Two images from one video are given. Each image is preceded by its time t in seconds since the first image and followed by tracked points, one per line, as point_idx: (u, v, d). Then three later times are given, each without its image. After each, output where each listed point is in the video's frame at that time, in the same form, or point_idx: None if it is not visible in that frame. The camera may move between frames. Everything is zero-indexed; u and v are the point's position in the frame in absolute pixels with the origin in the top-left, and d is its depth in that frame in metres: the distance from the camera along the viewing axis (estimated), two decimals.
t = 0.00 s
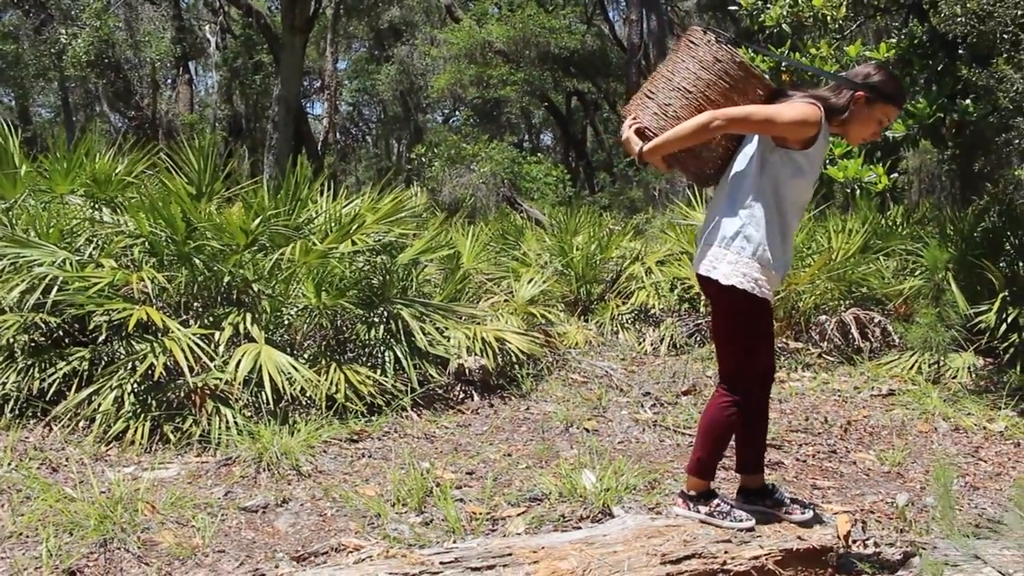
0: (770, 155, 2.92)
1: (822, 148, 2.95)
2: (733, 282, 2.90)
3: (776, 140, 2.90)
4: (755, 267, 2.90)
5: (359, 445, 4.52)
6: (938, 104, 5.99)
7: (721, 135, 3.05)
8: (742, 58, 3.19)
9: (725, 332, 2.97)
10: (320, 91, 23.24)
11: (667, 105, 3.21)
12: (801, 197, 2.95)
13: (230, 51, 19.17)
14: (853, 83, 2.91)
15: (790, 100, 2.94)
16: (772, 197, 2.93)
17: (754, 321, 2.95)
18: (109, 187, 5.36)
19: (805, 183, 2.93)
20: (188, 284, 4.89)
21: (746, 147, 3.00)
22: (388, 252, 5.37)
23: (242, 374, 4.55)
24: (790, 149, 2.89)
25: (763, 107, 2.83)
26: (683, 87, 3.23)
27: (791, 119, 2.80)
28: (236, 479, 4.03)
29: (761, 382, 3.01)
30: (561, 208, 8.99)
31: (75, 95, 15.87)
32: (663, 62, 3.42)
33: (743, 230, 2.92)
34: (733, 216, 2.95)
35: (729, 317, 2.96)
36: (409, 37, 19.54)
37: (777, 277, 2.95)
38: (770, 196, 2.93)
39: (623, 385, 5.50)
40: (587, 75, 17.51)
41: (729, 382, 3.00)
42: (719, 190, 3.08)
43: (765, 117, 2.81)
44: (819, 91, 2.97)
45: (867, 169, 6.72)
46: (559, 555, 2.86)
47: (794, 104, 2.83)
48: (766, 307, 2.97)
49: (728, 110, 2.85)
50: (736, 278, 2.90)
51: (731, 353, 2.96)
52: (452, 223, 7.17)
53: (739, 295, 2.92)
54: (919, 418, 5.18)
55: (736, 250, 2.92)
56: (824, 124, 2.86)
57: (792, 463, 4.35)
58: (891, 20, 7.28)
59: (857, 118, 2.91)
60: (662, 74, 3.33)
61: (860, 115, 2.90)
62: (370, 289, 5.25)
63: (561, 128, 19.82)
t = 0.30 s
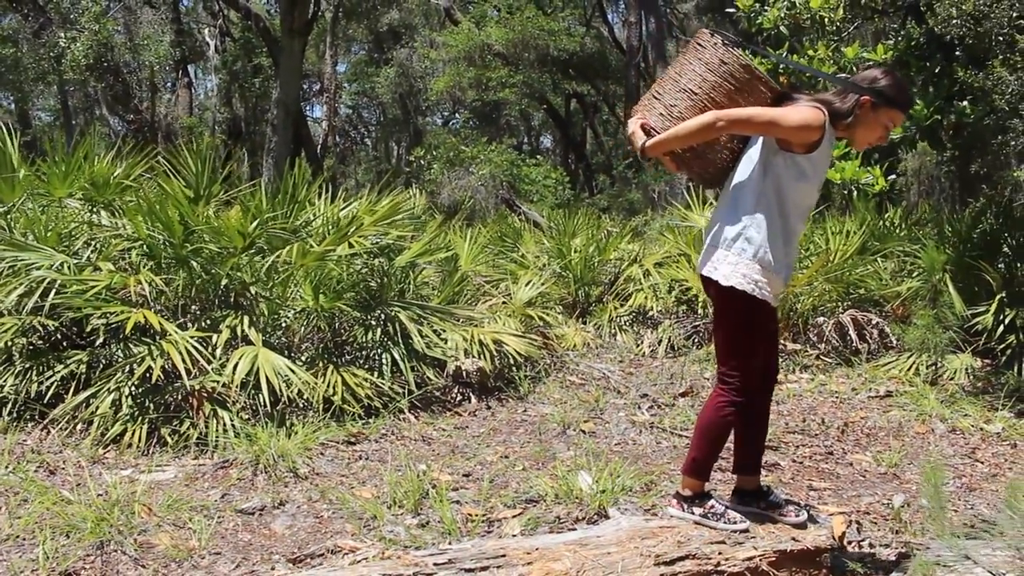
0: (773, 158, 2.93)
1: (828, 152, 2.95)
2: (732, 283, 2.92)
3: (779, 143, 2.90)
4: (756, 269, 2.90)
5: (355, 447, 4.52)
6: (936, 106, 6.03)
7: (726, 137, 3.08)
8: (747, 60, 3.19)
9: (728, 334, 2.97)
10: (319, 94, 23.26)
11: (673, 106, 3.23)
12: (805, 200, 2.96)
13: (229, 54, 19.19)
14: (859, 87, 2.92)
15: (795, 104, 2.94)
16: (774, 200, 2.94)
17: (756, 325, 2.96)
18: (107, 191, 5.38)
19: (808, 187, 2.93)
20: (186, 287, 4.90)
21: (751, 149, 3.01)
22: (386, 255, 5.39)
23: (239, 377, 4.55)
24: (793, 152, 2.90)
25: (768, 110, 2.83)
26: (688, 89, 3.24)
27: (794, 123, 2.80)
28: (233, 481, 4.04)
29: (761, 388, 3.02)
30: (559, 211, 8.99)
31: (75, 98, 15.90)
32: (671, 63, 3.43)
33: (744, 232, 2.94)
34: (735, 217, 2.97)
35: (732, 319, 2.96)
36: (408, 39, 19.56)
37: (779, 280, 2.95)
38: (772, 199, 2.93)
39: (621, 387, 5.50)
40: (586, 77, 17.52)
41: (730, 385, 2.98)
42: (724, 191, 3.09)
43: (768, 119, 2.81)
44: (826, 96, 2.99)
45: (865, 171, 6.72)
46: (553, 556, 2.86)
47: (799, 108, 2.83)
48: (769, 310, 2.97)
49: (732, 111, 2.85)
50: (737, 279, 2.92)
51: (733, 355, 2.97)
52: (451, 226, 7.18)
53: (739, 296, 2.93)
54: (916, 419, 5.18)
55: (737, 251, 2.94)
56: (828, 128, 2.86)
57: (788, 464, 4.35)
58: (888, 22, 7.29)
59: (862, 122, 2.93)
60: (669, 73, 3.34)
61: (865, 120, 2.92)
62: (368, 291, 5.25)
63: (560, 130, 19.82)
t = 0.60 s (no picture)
0: (774, 160, 2.94)
1: (831, 155, 2.95)
2: (731, 283, 2.94)
3: (780, 146, 2.91)
4: (755, 269, 2.92)
5: (350, 447, 4.54)
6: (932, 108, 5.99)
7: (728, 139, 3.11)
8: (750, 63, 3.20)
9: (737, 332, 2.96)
10: (318, 95, 23.26)
11: (676, 108, 3.25)
12: (806, 203, 2.96)
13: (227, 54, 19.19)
14: (860, 90, 2.90)
15: (797, 107, 2.96)
16: (775, 202, 2.94)
17: (765, 326, 2.94)
18: (103, 192, 5.40)
19: (810, 189, 2.93)
20: (182, 288, 4.92)
21: (753, 151, 3.03)
22: (381, 256, 5.41)
23: (235, 377, 4.56)
24: (794, 155, 2.91)
25: (768, 114, 2.84)
26: (692, 91, 3.26)
27: (794, 126, 2.81)
28: (228, 481, 4.06)
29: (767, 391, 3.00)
30: (556, 211, 9.00)
31: (73, 98, 15.91)
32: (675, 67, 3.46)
33: (744, 233, 2.95)
34: (736, 219, 2.99)
35: (739, 317, 2.96)
36: (407, 40, 19.56)
37: (780, 280, 2.96)
38: (773, 201, 2.94)
39: (616, 388, 5.51)
40: (584, 78, 17.53)
41: (737, 383, 2.96)
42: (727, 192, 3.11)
43: (768, 123, 2.81)
44: (828, 100, 2.98)
45: (862, 173, 6.73)
46: (544, 556, 2.87)
47: (799, 112, 2.84)
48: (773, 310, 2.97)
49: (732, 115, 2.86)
50: (736, 280, 2.94)
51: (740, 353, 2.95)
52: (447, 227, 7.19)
53: (739, 296, 2.94)
54: (910, 420, 5.20)
55: (737, 253, 2.96)
56: (828, 132, 2.87)
57: (782, 465, 4.36)
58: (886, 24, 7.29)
59: (864, 126, 2.90)
60: (675, 78, 3.37)
61: (867, 123, 2.89)
62: (364, 291, 5.24)
63: (558, 131, 19.83)
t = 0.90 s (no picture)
0: (766, 157, 2.94)
1: (824, 151, 2.94)
2: (726, 279, 2.95)
3: (772, 143, 2.92)
4: (749, 265, 2.93)
5: (345, 445, 4.55)
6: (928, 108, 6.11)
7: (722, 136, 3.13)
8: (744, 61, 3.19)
9: (745, 325, 2.96)
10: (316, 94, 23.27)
11: (671, 107, 3.26)
12: (800, 197, 2.95)
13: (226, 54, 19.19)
14: (851, 86, 2.90)
15: (789, 103, 2.95)
16: (769, 197, 2.94)
17: (770, 317, 2.94)
18: (99, 190, 5.42)
19: (802, 184, 2.93)
20: (177, 287, 4.91)
21: (746, 147, 3.04)
22: (376, 255, 5.41)
23: (230, 375, 4.57)
24: (786, 151, 2.91)
25: (758, 110, 2.85)
26: (686, 89, 3.26)
27: (784, 122, 2.81)
28: (222, 479, 4.07)
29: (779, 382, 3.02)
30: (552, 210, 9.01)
31: (70, 98, 15.93)
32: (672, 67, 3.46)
33: (737, 229, 2.96)
34: (730, 215, 3.00)
35: (743, 309, 2.95)
36: (405, 39, 19.57)
37: (776, 274, 2.97)
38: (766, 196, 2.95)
39: (611, 385, 5.53)
40: (582, 77, 17.55)
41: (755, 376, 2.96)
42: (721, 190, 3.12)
43: (758, 120, 2.82)
44: (819, 96, 2.97)
45: (857, 170, 6.73)
46: (534, 551, 2.86)
47: (789, 108, 2.84)
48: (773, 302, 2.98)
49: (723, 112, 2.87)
50: (732, 275, 2.94)
51: (754, 346, 2.95)
52: (443, 226, 7.20)
53: (737, 291, 2.95)
54: (904, 417, 5.21)
55: (730, 248, 2.97)
56: (819, 127, 2.87)
57: (775, 463, 4.37)
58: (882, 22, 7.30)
59: (857, 121, 2.89)
60: (669, 76, 3.37)
61: (860, 119, 2.89)
62: (360, 290, 5.25)
63: (556, 130, 19.84)
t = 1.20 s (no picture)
0: (749, 149, 2.94)
1: (806, 142, 2.95)
2: (715, 273, 2.95)
3: (754, 135, 2.91)
4: (737, 257, 2.93)
5: (333, 440, 4.55)
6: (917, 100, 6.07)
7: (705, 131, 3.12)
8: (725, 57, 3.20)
9: (738, 319, 2.96)
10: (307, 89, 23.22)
11: (654, 105, 3.26)
12: (783, 188, 2.95)
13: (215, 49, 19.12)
14: (832, 77, 2.92)
15: (771, 96, 2.96)
16: (753, 189, 2.94)
17: (761, 306, 2.95)
18: (85, 187, 5.39)
19: (786, 175, 2.93)
20: (165, 283, 4.90)
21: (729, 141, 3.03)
22: (365, 249, 5.39)
23: (217, 371, 4.56)
24: (768, 143, 2.91)
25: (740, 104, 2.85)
26: (668, 87, 3.26)
27: (765, 115, 2.81)
28: (210, 474, 4.07)
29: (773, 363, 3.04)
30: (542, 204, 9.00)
31: (58, 94, 15.86)
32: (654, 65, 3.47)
33: (722, 222, 2.96)
34: (714, 209, 2.99)
35: (734, 303, 2.96)
36: (395, 34, 19.54)
37: (764, 265, 2.97)
38: (750, 189, 2.94)
39: (600, 379, 5.54)
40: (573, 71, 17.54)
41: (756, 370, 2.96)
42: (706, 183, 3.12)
43: (739, 113, 2.82)
44: (801, 88, 2.99)
45: (846, 164, 6.75)
46: (518, 544, 2.84)
47: (771, 101, 2.84)
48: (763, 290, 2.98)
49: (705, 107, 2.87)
50: (720, 269, 2.95)
51: (751, 338, 2.95)
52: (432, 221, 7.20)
53: (728, 284, 2.95)
54: (891, 410, 5.23)
55: (717, 242, 2.97)
56: (800, 119, 2.87)
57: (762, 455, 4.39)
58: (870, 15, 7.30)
59: (839, 112, 2.91)
60: (652, 75, 3.37)
61: (842, 110, 2.90)
62: (347, 284, 5.24)
63: (548, 125, 19.83)
